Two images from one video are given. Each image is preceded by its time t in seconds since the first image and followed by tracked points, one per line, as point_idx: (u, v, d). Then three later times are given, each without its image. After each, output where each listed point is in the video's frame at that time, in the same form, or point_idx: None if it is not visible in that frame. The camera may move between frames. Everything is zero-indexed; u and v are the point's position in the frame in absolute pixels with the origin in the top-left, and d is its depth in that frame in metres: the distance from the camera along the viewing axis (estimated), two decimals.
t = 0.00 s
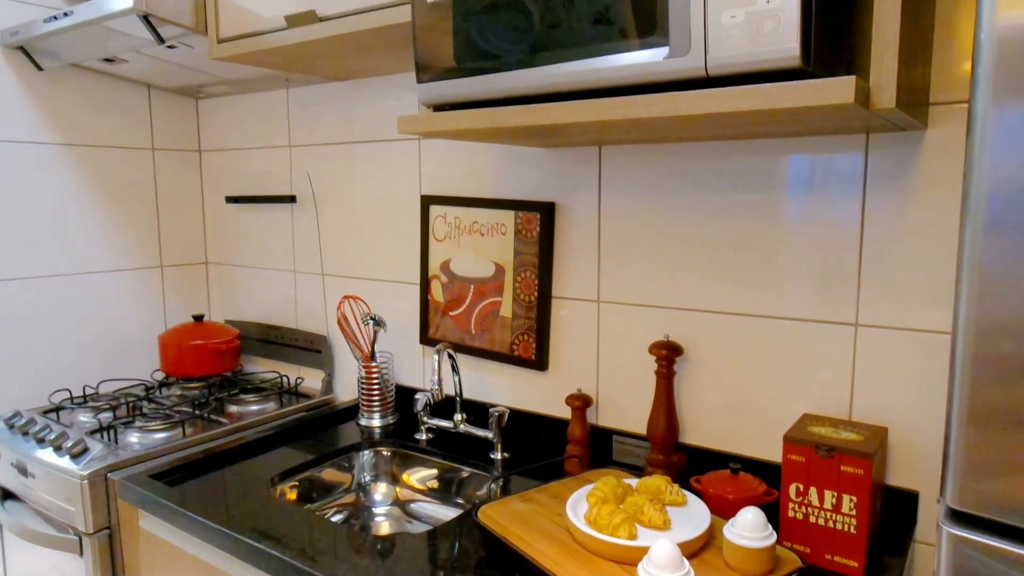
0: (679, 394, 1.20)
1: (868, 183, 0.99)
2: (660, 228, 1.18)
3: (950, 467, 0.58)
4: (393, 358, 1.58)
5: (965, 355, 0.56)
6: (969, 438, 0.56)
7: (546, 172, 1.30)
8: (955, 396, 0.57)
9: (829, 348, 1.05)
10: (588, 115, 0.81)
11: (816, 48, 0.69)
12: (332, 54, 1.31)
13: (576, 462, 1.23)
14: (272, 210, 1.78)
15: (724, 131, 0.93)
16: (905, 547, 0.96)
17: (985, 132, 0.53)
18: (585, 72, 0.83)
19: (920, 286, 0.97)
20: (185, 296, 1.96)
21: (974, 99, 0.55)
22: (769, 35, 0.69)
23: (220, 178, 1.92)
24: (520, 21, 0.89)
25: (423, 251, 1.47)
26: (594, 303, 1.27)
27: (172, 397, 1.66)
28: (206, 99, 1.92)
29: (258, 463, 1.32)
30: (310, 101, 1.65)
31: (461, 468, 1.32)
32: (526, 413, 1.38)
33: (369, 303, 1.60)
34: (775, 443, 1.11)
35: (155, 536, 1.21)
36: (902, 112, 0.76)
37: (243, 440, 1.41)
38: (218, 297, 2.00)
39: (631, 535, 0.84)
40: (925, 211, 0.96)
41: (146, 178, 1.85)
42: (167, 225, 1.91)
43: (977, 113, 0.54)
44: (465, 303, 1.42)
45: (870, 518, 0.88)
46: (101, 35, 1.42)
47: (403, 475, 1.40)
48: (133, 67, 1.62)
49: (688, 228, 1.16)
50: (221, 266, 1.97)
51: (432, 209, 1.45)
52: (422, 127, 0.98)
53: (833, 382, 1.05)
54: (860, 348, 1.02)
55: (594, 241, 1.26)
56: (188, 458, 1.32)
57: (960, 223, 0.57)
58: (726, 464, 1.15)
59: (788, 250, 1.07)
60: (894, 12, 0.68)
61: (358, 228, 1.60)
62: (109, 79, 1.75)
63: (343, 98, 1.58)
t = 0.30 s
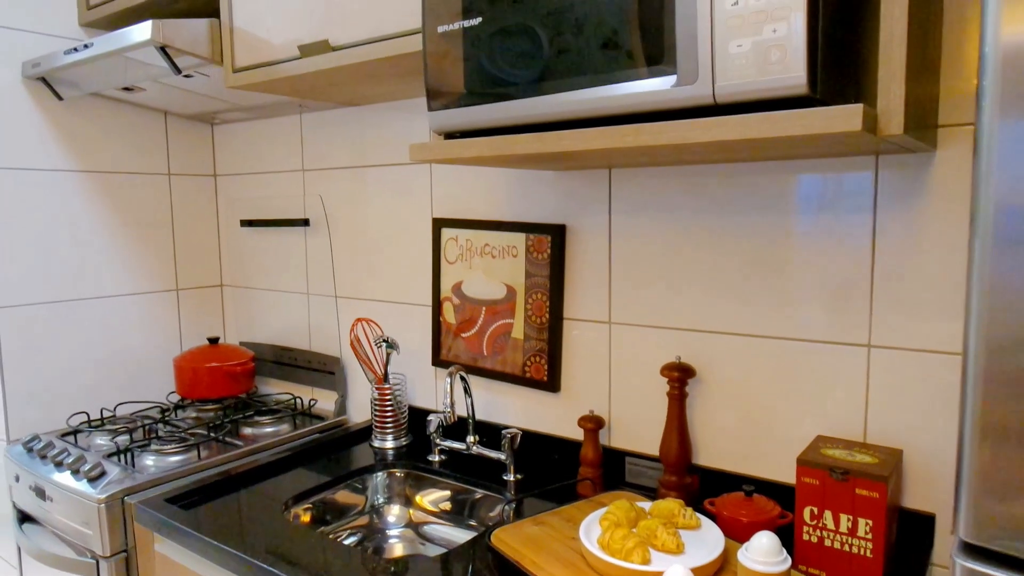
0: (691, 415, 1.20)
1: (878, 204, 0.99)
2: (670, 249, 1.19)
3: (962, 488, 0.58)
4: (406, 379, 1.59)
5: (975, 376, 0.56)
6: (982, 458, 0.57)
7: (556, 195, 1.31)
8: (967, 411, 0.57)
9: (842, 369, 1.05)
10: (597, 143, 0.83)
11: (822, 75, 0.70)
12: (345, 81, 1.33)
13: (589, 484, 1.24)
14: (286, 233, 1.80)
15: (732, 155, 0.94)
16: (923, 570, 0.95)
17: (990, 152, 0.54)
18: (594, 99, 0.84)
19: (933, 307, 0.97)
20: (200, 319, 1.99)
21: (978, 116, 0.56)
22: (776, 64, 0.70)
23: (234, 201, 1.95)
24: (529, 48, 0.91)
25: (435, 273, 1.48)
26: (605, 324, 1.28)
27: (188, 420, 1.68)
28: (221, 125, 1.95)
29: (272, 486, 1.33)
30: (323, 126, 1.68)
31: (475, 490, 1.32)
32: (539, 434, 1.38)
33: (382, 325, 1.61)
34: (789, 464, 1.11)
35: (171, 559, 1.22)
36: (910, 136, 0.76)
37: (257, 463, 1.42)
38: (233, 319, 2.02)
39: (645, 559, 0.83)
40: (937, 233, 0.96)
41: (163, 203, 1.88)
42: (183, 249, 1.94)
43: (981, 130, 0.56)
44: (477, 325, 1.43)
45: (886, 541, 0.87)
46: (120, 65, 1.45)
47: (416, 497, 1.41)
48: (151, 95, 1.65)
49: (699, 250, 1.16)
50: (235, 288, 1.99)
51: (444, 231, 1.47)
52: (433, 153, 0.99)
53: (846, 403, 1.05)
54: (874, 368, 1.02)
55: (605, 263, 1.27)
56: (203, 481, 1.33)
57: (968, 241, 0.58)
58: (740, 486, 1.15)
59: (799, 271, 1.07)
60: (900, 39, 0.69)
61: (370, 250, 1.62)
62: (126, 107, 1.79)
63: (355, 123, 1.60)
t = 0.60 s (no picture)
0: (693, 438, 1.19)
1: (877, 227, 1.00)
2: (670, 271, 1.19)
3: (962, 497, 0.60)
4: (407, 401, 1.59)
5: (972, 387, 0.59)
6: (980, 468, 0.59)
7: (557, 217, 1.32)
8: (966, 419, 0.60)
9: (843, 391, 1.05)
10: (595, 169, 0.83)
11: (818, 102, 0.71)
12: (346, 105, 1.34)
13: (591, 507, 1.23)
14: (288, 255, 1.81)
15: (730, 180, 0.95)
16: None
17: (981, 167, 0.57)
18: (593, 125, 0.85)
19: (933, 329, 0.97)
20: (202, 341, 1.99)
21: (971, 133, 0.59)
22: (772, 92, 0.70)
23: (237, 223, 1.96)
24: (527, 73, 0.92)
25: (436, 295, 1.49)
26: (606, 346, 1.28)
27: (189, 443, 1.68)
28: (223, 147, 1.97)
29: (273, 510, 1.32)
30: (324, 148, 1.69)
31: (476, 513, 1.31)
32: (541, 456, 1.38)
33: (384, 347, 1.62)
34: (791, 487, 1.10)
35: None
36: (906, 162, 0.77)
37: (258, 487, 1.41)
38: (235, 341, 2.03)
39: None
40: (936, 256, 0.96)
41: (165, 225, 1.89)
42: (186, 270, 1.94)
43: (974, 147, 0.58)
44: (478, 346, 1.43)
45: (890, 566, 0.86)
46: (124, 90, 1.46)
47: (417, 520, 1.40)
48: (154, 119, 1.67)
49: (698, 272, 1.16)
50: (237, 310, 2.00)
51: (444, 253, 1.47)
52: (433, 178, 1.00)
53: (849, 426, 1.05)
54: (875, 391, 1.02)
55: (605, 285, 1.27)
56: (204, 505, 1.32)
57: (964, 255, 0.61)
58: (743, 509, 1.14)
59: (799, 293, 1.07)
60: (895, 66, 0.70)
61: (371, 272, 1.62)
62: (130, 131, 1.80)
63: (357, 145, 1.61)
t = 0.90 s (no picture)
0: (694, 462, 1.19)
1: (877, 251, 1.00)
2: (671, 294, 1.19)
3: (965, 528, 0.58)
4: (408, 421, 1.58)
5: (975, 413, 0.57)
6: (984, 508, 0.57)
7: (558, 238, 1.32)
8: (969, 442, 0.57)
9: (845, 415, 1.04)
10: (596, 195, 0.84)
11: (817, 130, 0.71)
12: (349, 128, 1.35)
13: (592, 531, 1.22)
14: (289, 274, 1.81)
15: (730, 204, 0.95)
16: None
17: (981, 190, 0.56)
18: (595, 151, 0.85)
19: (935, 354, 0.97)
20: (203, 360, 1.99)
21: (971, 152, 0.57)
22: (772, 121, 0.71)
23: (239, 243, 1.96)
24: (528, 97, 0.92)
25: (438, 316, 1.49)
26: (608, 368, 1.28)
27: (189, 463, 1.67)
28: (226, 167, 1.98)
29: (273, 532, 1.32)
30: (326, 169, 1.70)
31: (477, 535, 1.31)
32: (541, 478, 1.37)
33: (384, 367, 1.61)
34: (794, 511, 1.10)
35: None
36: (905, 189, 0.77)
37: (258, 508, 1.41)
38: (236, 360, 2.02)
39: None
40: (937, 280, 0.96)
41: (167, 244, 1.90)
42: (187, 289, 1.95)
43: (973, 162, 0.57)
44: (479, 367, 1.43)
45: None
46: (128, 112, 1.47)
47: (418, 542, 1.38)
48: (158, 140, 1.68)
49: (699, 295, 1.16)
50: (238, 329, 2.00)
51: (446, 274, 1.47)
52: (434, 203, 1.00)
53: (850, 450, 1.04)
54: (877, 415, 1.02)
55: (606, 306, 1.27)
56: (203, 527, 1.32)
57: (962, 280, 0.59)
58: (745, 534, 1.13)
59: (800, 316, 1.07)
60: (893, 94, 0.70)
61: (373, 292, 1.63)
62: (133, 151, 1.82)
63: (358, 166, 1.62)
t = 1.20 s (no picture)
0: (697, 482, 1.18)
1: (879, 272, 1.00)
2: (674, 314, 1.19)
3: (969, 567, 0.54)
4: (411, 439, 1.58)
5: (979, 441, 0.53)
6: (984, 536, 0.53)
7: (560, 257, 1.33)
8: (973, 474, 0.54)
9: (849, 437, 1.04)
10: (599, 218, 0.84)
11: (819, 156, 0.71)
12: (353, 147, 1.36)
13: (595, 551, 1.22)
14: (292, 291, 1.82)
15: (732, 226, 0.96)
16: None
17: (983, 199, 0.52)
18: (599, 174, 0.86)
19: (938, 376, 0.97)
20: (205, 376, 1.99)
21: (971, 164, 0.54)
22: (774, 146, 0.71)
23: (242, 259, 1.97)
24: (531, 118, 0.93)
25: (440, 334, 1.49)
26: (610, 387, 1.27)
27: (191, 480, 1.67)
28: (230, 184, 1.99)
29: (274, 552, 1.31)
30: (330, 186, 1.70)
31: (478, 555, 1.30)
32: (544, 497, 1.37)
33: (387, 385, 1.61)
34: (797, 533, 1.09)
35: None
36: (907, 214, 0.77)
37: (259, 527, 1.40)
38: (238, 376, 2.03)
39: None
40: (940, 304, 0.96)
41: (170, 261, 1.91)
42: (190, 306, 1.95)
43: (975, 174, 0.53)
44: (481, 385, 1.43)
45: None
46: (134, 130, 1.49)
47: (421, 560, 1.38)
48: (162, 157, 1.69)
49: (702, 315, 1.16)
50: (241, 345, 2.00)
51: (448, 291, 1.47)
52: (438, 224, 1.01)
53: (854, 472, 1.04)
54: (880, 437, 1.01)
55: (609, 325, 1.27)
56: (205, 546, 1.31)
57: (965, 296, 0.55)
58: (748, 555, 1.13)
59: (803, 337, 1.07)
60: (895, 122, 0.70)
61: (375, 309, 1.63)
62: (138, 168, 1.83)
63: (362, 184, 1.63)
